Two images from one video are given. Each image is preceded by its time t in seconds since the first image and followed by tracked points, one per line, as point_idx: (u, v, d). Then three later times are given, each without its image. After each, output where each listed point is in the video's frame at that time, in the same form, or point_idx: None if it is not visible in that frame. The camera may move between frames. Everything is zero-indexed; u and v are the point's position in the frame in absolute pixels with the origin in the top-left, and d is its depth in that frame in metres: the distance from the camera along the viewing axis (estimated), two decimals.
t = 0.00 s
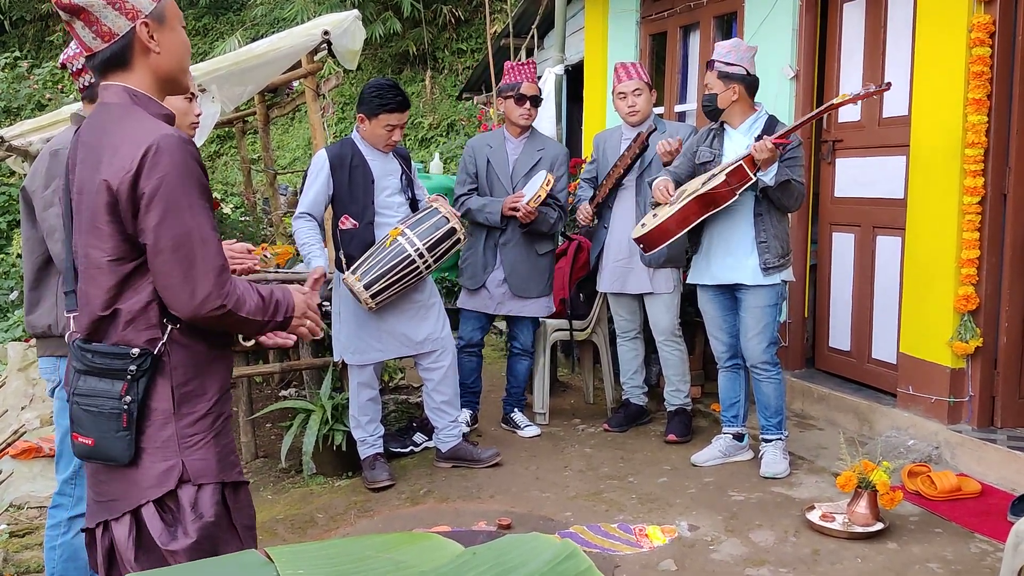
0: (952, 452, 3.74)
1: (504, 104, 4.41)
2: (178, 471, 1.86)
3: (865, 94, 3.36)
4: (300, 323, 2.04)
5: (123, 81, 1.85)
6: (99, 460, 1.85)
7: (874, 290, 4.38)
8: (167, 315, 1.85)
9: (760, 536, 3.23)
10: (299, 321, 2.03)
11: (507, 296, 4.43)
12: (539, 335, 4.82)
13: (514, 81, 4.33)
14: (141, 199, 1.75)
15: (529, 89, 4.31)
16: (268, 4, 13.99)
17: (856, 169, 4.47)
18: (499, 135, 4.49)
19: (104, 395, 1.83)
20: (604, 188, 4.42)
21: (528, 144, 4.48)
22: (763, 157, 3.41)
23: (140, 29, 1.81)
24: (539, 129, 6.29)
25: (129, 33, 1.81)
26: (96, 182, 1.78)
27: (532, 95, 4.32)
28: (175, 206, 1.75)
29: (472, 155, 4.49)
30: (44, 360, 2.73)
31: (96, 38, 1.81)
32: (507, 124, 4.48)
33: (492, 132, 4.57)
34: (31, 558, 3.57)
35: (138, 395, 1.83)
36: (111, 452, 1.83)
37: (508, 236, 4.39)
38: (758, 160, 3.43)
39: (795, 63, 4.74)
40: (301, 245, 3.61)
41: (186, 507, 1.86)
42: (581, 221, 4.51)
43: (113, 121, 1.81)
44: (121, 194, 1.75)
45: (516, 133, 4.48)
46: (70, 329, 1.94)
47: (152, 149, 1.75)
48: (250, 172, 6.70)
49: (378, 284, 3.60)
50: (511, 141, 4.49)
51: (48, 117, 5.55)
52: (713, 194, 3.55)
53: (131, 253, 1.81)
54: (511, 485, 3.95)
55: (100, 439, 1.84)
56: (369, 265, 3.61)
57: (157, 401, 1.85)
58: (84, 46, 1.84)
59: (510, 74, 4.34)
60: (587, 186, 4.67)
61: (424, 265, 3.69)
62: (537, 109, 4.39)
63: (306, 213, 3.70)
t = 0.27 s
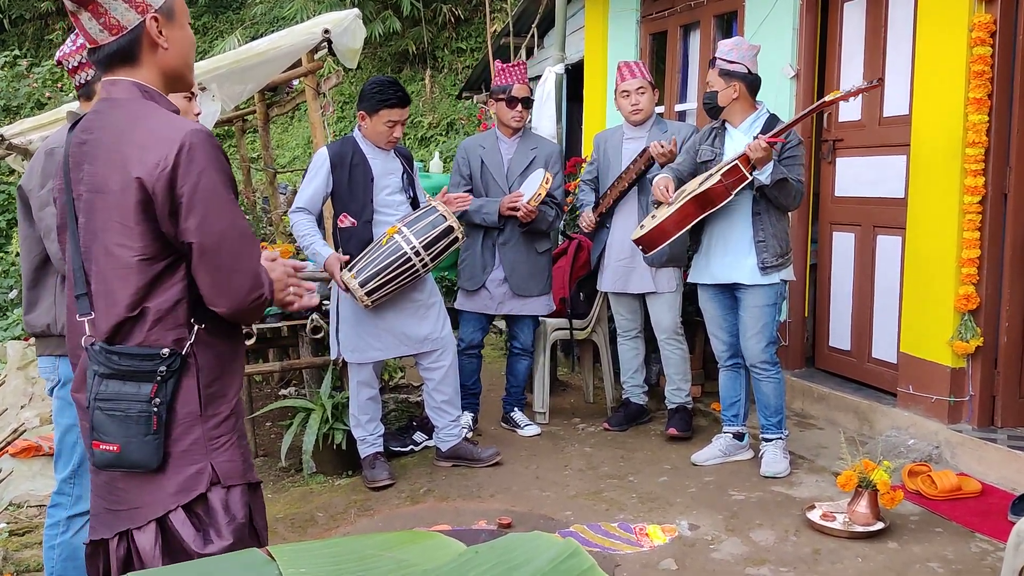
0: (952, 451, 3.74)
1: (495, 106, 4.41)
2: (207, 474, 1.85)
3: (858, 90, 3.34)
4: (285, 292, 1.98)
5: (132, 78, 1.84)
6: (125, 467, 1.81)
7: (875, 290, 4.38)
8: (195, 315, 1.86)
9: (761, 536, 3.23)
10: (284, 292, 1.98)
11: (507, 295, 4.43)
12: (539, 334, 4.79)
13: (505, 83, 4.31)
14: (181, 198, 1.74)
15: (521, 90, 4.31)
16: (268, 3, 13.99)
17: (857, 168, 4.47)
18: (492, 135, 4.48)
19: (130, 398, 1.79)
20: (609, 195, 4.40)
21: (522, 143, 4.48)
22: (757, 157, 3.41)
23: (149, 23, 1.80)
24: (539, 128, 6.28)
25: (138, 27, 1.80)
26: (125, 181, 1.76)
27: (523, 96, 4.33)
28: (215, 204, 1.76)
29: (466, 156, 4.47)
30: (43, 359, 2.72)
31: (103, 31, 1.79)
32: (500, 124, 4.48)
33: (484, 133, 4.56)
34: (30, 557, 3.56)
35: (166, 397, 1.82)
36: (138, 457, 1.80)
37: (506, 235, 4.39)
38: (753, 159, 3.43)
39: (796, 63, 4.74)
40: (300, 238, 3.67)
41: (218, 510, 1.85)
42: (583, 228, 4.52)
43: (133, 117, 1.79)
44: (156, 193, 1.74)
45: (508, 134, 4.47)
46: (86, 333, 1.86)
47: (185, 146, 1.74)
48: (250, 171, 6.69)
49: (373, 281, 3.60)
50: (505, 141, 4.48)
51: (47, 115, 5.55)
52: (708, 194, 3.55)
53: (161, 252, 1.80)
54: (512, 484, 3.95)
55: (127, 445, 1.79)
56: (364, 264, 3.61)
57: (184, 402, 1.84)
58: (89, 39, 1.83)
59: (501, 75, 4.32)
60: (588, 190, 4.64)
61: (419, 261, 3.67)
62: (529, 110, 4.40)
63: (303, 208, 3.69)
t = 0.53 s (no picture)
0: (951, 451, 3.74)
1: (479, 103, 4.40)
2: (222, 479, 1.87)
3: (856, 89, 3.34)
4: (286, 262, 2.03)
5: (141, 74, 1.84)
6: (143, 474, 1.79)
7: (874, 289, 4.38)
8: (209, 316, 1.87)
9: (760, 535, 3.23)
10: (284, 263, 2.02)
11: (502, 292, 4.43)
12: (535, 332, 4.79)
13: (490, 80, 4.31)
14: (202, 203, 1.74)
15: (506, 86, 4.33)
16: (267, 2, 13.99)
17: (856, 168, 4.47)
18: (477, 133, 4.47)
19: (148, 403, 1.78)
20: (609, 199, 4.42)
21: (507, 140, 4.48)
22: (753, 157, 3.41)
23: (159, 17, 1.81)
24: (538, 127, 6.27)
25: (147, 21, 1.81)
26: (145, 182, 1.75)
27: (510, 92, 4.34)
28: (236, 208, 1.76)
29: (452, 155, 4.45)
30: (42, 359, 2.72)
31: (112, 26, 1.80)
32: (484, 121, 4.48)
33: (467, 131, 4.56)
34: (28, 556, 3.56)
35: (184, 401, 1.82)
36: (156, 462, 1.79)
37: (499, 232, 4.39)
38: (749, 159, 3.43)
39: (796, 63, 4.74)
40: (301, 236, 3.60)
41: (233, 516, 1.88)
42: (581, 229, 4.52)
43: (151, 118, 1.78)
44: (178, 196, 1.74)
45: (494, 131, 4.48)
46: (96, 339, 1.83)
47: (206, 149, 1.74)
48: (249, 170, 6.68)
49: (373, 281, 3.60)
50: (490, 138, 4.48)
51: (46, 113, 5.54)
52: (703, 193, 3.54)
53: (179, 254, 1.80)
54: (511, 484, 3.95)
55: (145, 451, 1.78)
56: (364, 263, 3.62)
57: (200, 406, 1.85)
58: (97, 35, 1.83)
59: (484, 73, 4.33)
60: (587, 190, 4.65)
61: (419, 261, 3.67)
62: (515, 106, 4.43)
63: (303, 207, 3.68)
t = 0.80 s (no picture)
0: (949, 451, 3.74)
1: (466, 104, 4.40)
2: (224, 483, 1.87)
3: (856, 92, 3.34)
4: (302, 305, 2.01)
5: (142, 74, 1.84)
6: (143, 478, 1.78)
7: (872, 289, 4.38)
8: (207, 320, 1.85)
9: (759, 535, 3.23)
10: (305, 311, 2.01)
11: (494, 293, 4.43)
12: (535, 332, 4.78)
13: (475, 80, 4.31)
14: (198, 199, 1.73)
15: (491, 87, 4.31)
16: (265, 1, 13.98)
17: (855, 168, 4.47)
18: (465, 133, 4.46)
19: (148, 407, 1.78)
20: (603, 178, 4.44)
21: (494, 141, 4.49)
22: (751, 158, 3.41)
23: (165, 20, 1.81)
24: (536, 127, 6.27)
25: (153, 22, 1.81)
26: (144, 182, 1.75)
27: (494, 93, 4.32)
28: (231, 206, 1.76)
29: (440, 156, 4.44)
30: (39, 357, 2.72)
31: (117, 21, 1.79)
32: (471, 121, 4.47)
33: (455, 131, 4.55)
34: (25, 556, 3.55)
35: (185, 405, 1.81)
36: (157, 467, 1.78)
37: (489, 232, 4.39)
38: (746, 160, 3.43)
39: (794, 63, 4.74)
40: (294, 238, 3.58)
41: (235, 521, 1.88)
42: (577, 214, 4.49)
43: (153, 118, 1.78)
44: (176, 195, 1.73)
45: (481, 132, 4.47)
46: (97, 341, 1.83)
47: (206, 147, 1.74)
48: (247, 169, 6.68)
49: (372, 281, 3.60)
50: (477, 138, 4.48)
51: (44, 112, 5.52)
52: (700, 194, 3.55)
53: (178, 255, 1.79)
54: (509, 484, 3.95)
55: (145, 455, 1.77)
56: (364, 263, 3.61)
57: (201, 410, 1.85)
58: (99, 28, 1.82)
59: (471, 73, 4.33)
60: (586, 180, 4.63)
61: (418, 261, 3.67)
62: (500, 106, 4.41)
63: (302, 207, 3.68)
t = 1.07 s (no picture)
0: (948, 451, 3.74)
1: (462, 102, 4.39)
2: (218, 481, 1.86)
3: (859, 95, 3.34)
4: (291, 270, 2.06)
5: (136, 72, 1.83)
6: (138, 476, 1.78)
7: (872, 290, 4.38)
8: (204, 317, 1.87)
9: (758, 535, 3.23)
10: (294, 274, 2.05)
11: (492, 292, 4.43)
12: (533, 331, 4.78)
13: (472, 78, 4.31)
14: (200, 200, 1.74)
15: (488, 84, 4.32)
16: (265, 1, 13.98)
17: (854, 168, 4.47)
18: (460, 130, 4.47)
19: (143, 405, 1.78)
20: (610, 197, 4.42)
21: (490, 139, 4.49)
22: (752, 158, 3.41)
23: (162, 19, 1.81)
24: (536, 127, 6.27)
25: (149, 20, 1.81)
26: (140, 181, 1.75)
27: (490, 91, 4.32)
28: (233, 204, 1.77)
29: (435, 151, 4.42)
30: (38, 356, 2.72)
31: (112, 19, 1.79)
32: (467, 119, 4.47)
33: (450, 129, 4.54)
34: (24, 555, 3.55)
35: (179, 403, 1.81)
36: (152, 465, 1.78)
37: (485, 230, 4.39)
38: (749, 160, 3.43)
39: (794, 62, 4.74)
40: (302, 236, 3.66)
41: (230, 518, 1.87)
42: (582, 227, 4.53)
43: (146, 115, 1.78)
44: (173, 194, 1.73)
45: (477, 130, 4.47)
46: (91, 339, 1.82)
47: (202, 146, 1.74)
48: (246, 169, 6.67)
49: (378, 280, 3.59)
50: (473, 136, 4.48)
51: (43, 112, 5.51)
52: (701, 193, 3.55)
53: (174, 252, 1.80)
54: (509, 483, 3.94)
55: (140, 453, 1.77)
56: (369, 262, 3.60)
57: (194, 407, 1.85)
58: (94, 27, 1.83)
59: (467, 71, 4.33)
60: (589, 188, 4.63)
61: (424, 261, 3.67)
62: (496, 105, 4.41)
63: (303, 205, 3.68)
